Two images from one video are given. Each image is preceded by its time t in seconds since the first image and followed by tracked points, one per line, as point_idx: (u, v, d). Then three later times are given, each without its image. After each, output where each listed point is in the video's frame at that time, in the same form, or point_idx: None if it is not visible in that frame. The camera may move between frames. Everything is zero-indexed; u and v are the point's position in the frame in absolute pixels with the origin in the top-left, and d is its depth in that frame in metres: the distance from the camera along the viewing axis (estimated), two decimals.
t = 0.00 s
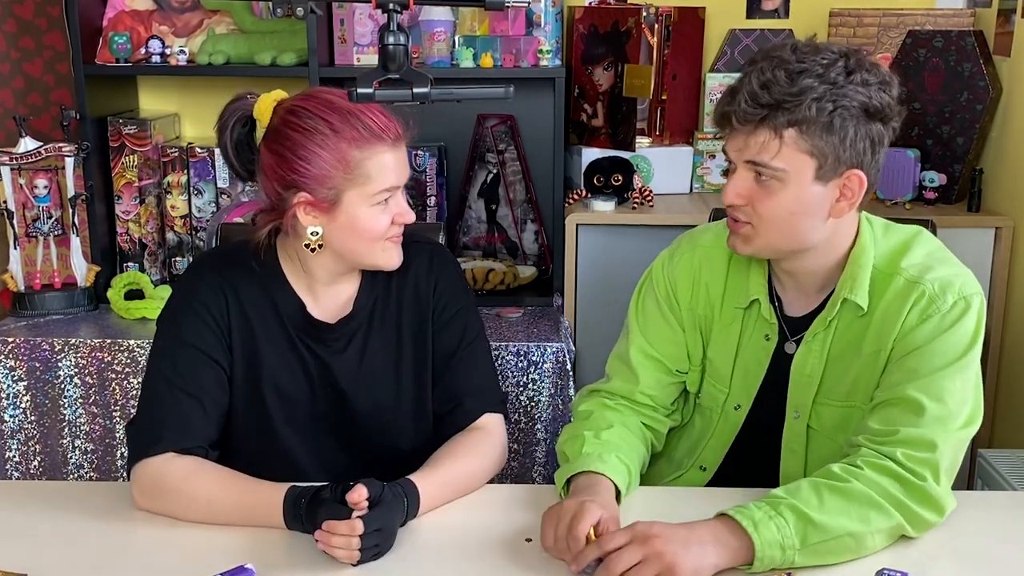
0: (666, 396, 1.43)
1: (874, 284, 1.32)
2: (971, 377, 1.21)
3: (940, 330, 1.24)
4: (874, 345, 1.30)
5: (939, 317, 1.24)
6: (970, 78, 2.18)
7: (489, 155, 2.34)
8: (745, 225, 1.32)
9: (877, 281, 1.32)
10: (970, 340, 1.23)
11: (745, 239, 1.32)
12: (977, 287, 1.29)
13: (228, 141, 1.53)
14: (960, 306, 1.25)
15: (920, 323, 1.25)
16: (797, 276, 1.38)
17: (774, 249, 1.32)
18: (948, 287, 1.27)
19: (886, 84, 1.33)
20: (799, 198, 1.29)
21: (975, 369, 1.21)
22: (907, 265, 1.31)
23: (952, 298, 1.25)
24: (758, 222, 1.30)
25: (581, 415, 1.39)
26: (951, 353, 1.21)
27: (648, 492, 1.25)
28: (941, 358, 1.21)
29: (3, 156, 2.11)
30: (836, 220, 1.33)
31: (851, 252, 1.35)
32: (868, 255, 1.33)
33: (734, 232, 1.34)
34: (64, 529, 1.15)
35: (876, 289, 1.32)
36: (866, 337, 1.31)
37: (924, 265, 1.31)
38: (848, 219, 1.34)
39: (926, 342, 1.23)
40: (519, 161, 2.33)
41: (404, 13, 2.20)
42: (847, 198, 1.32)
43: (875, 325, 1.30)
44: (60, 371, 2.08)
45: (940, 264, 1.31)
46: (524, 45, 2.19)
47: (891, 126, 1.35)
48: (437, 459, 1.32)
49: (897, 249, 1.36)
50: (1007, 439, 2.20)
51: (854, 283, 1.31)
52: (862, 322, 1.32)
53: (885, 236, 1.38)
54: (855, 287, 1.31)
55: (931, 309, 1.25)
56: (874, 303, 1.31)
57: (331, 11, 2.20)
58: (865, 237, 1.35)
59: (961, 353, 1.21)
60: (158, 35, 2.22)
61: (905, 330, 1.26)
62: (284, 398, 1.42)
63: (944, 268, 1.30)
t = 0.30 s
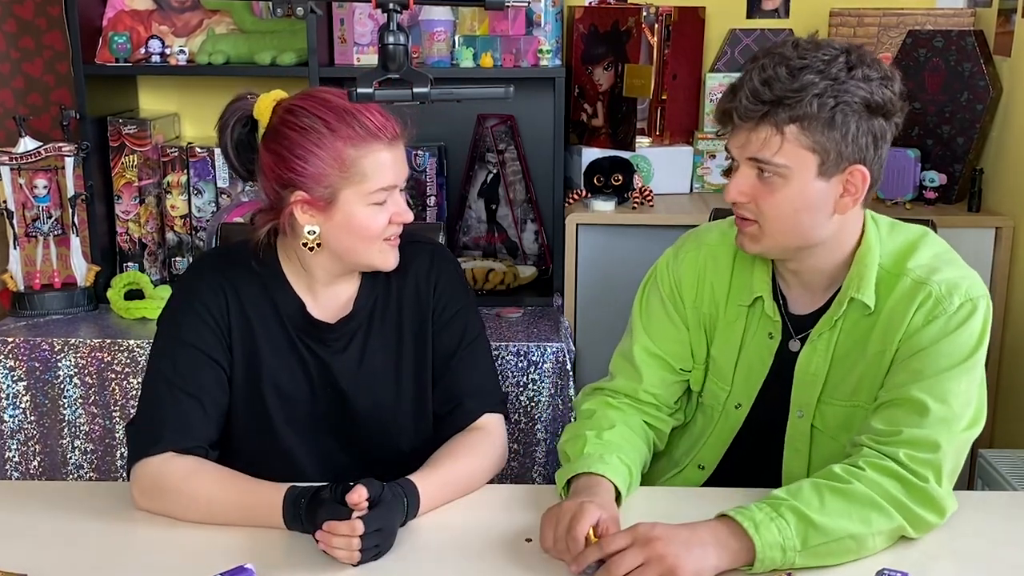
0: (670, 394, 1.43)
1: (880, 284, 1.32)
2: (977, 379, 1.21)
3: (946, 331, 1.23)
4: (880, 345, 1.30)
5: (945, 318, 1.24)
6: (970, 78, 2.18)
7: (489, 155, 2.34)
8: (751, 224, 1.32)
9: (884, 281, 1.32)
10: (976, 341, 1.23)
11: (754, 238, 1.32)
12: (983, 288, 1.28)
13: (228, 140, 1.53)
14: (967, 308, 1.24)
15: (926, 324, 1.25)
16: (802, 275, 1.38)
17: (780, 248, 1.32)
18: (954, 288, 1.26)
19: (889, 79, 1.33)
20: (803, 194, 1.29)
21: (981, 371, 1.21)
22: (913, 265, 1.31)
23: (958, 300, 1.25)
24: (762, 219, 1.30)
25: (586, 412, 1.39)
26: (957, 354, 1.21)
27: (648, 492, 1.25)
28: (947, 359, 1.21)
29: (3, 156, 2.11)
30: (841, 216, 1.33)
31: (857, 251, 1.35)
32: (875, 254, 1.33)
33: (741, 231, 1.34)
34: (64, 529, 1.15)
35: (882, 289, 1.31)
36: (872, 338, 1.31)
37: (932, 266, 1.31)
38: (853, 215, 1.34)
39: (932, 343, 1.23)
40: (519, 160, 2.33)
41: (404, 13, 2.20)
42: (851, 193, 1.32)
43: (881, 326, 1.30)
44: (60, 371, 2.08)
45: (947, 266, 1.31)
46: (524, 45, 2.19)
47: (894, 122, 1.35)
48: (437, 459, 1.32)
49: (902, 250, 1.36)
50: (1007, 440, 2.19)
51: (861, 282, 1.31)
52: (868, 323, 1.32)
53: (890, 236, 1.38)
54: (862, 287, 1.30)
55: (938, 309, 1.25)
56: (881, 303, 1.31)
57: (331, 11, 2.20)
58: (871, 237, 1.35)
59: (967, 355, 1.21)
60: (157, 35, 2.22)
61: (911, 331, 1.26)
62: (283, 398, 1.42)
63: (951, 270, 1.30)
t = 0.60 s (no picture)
0: (671, 395, 1.43)
1: (881, 284, 1.32)
2: (976, 379, 1.20)
3: (945, 331, 1.23)
4: (880, 346, 1.30)
5: (945, 318, 1.24)
6: (970, 78, 2.17)
7: (489, 155, 2.34)
8: (748, 232, 1.32)
9: (884, 282, 1.32)
10: (977, 341, 1.22)
11: (751, 246, 1.33)
12: (984, 288, 1.28)
13: (227, 139, 1.53)
14: (967, 308, 1.24)
15: (926, 325, 1.25)
16: (803, 278, 1.38)
17: (777, 255, 1.32)
18: (954, 288, 1.26)
19: (880, 81, 1.32)
20: (797, 202, 1.29)
21: (981, 371, 1.21)
22: (914, 266, 1.31)
23: (958, 300, 1.25)
24: (759, 227, 1.30)
25: (586, 412, 1.39)
26: (957, 354, 1.21)
27: (648, 492, 1.25)
28: (947, 359, 1.21)
29: (2, 156, 2.10)
30: (837, 221, 1.33)
31: (857, 253, 1.35)
32: (875, 255, 1.33)
33: (739, 239, 1.34)
34: (63, 529, 1.15)
35: (882, 290, 1.31)
36: (872, 339, 1.31)
37: (932, 267, 1.31)
38: (850, 218, 1.34)
39: (932, 343, 1.23)
40: (519, 160, 2.33)
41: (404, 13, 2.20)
42: (846, 198, 1.32)
43: (881, 327, 1.30)
44: (60, 370, 2.08)
45: (947, 267, 1.31)
46: (524, 45, 2.19)
47: (887, 125, 1.35)
48: (437, 459, 1.32)
49: (902, 251, 1.35)
50: (1007, 440, 2.19)
51: (862, 283, 1.30)
52: (868, 324, 1.32)
53: (890, 237, 1.38)
54: (863, 288, 1.30)
55: (937, 310, 1.25)
56: (882, 304, 1.31)
57: (331, 11, 2.20)
58: (871, 238, 1.35)
59: (967, 355, 1.21)
60: (157, 35, 2.22)
61: (911, 331, 1.26)
62: (282, 397, 1.42)
63: (951, 271, 1.30)
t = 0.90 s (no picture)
0: (670, 396, 1.43)
1: (880, 285, 1.32)
2: (975, 378, 1.20)
3: (945, 331, 1.23)
4: (879, 346, 1.29)
5: (944, 318, 1.24)
6: (971, 78, 2.17)
7: (489, 155, 2.34)
8: (746, 236, 1.32)
9: (883, 282, 1.32)
10: (976, 341, 1.22)
11: (749, 249, 1.32)
12: (982, 288, 1.28)
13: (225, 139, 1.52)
14: (966, 307, 1.24)
15: (926, 325, 1.25)
16: (802, 279, 1.37)
17: (776, 258, 1.32)
18: (953, 288, 1.26)
19: (877, 84, 1.32)
20: (795, 206, 1.29)
21: (980, 370, 1.21)
22: (912, 266, 1.31)
23: (957, 300, 1.25)
24: (757, 231, 1.30)
25: (585, 413, 1.39)
26: (956, 355, 1.21)
27: (648, 493, 1.25)
28: (946, 359, 1.20)
29: (2, 156, 2.10)
30: (836, 224, 1.33)
31: (855, 254, 1.34)
32: (874, 255, 1.32)
33: (737, 243, 1.34)
34: (62, 529, 1.15)
35: (881, 291, 1.31)
36: (871, 339, 1.30)
37: (931, 267, 1.30)
38: (849, 221, 1.34)
39: (931, 343, 1.23)
40: (519, 160, 2.33)
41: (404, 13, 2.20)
42: (845, 202, 1.32)
43: (880, 327, 1.30)
44: (60, 370, 2.08)
45: (946, 267, 1.31)
46: (524, 45, 2.19)
47: (885, 129, 1.35)
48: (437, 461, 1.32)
49: (901, 251, 1.35)
50: (1008, 439, 2.19)
51: (861, 284, 1.30)
52: (867, 324, 1.31)
53: (889, 237, 1.38)
54: (862, 288, 1.30)
55: (936, 310, 1.25)
56: (881, 305, 1.31)
57: (331, 11, 2.20)
58: (870, 239, 1.35)
59: (966, 355, 1.21)
60: (157, 35, 2.22)
61: (910, 331, 1.26)
62: (280, 397, 1.42)
63: (950, 270, 1.30)
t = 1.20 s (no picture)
0: (669, 396, 1.43)
1: (879, 285, 1.32)
2: (975, 378, 1.20)
3: (945, 332, 1.23)
4: (879, 346, 1.29)
5: (943, 318, 1.24)
6: (971, 78, 2.17)
7: (489, 155, 2.34)
8: (750, 239, 1.32)
9: (882, 282, 1.31)
10: (975, 341, 1.22)
11: (753, 252, 1.32)
12: (982, 288, 1.28)
13: (223, 139, 1.52)
14: (966, 307, 1.24)
15: (925, 325, 1.25)
16: (802, 279, 1.37)
17: (781, 261, 1.31)
18: (953, 288, 1.26)
19: (876, 84, 1.32)
20: (799, 208, 1.29)
21: (980, 370, 1.21)
22: (912, 266, 1.31)
23: (957, 300, 1.24)
24: (761, 235, 1.30)
25: (584, 413, 1.39)
26: (956, 355, 1.21)
27: (648, 493, 1.25)
28: (946, 359, 1.20)
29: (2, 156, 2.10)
30: (839, 225, 1.33)
31: (855, 254, 1.34)
32: (873, 256, 1.32)
33: (740, 247, 1.33)
34: (61, 530, 1.15)
35: (881, 291, 1.31)
36: (871, 339, 1.30)
37: (931, 267, 1.30)
38: (851, 222, 1.34)
39: (931, 344, 1.23)
40: (519, 160, 2.33)
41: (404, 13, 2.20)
42: (848, 202, 1.32)
43: (879, 327, 1.30)
44: (59, 370, 2.07)
45: (946, 267, 1.30)
46: (524, 45, 2.18)
47: (885, 128, 1.35)
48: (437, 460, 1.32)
49: (901, 251, 1.35)
50: (1008, 439, 2.19)
51: (860, 285, 1.30)
52: (867, 324, 1.31)
53: (888, 237, 1.38)
54: (861, 288, 1.30)
55: (936, 310, 1.24)
56: (881, 305, 1.30)
57: (331, 11, 2.20)
58: (869, 239, 1.35)
59: (966, 355, 1.21)
60: (157, 35, 2.22)
61: (910, 331, 1.26)
62: (279, 397, 1.42)
63: (950, 270, 1.30)
